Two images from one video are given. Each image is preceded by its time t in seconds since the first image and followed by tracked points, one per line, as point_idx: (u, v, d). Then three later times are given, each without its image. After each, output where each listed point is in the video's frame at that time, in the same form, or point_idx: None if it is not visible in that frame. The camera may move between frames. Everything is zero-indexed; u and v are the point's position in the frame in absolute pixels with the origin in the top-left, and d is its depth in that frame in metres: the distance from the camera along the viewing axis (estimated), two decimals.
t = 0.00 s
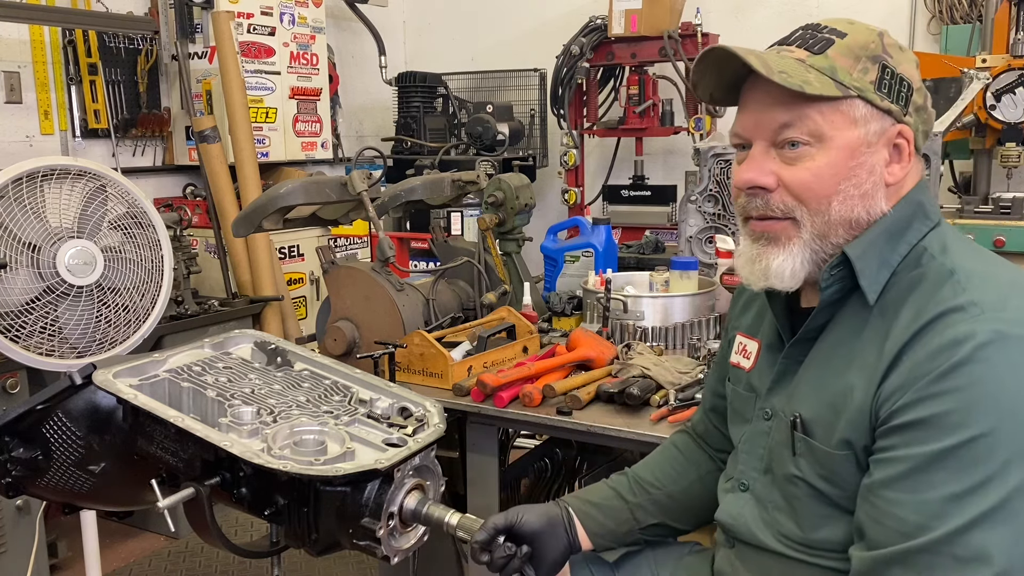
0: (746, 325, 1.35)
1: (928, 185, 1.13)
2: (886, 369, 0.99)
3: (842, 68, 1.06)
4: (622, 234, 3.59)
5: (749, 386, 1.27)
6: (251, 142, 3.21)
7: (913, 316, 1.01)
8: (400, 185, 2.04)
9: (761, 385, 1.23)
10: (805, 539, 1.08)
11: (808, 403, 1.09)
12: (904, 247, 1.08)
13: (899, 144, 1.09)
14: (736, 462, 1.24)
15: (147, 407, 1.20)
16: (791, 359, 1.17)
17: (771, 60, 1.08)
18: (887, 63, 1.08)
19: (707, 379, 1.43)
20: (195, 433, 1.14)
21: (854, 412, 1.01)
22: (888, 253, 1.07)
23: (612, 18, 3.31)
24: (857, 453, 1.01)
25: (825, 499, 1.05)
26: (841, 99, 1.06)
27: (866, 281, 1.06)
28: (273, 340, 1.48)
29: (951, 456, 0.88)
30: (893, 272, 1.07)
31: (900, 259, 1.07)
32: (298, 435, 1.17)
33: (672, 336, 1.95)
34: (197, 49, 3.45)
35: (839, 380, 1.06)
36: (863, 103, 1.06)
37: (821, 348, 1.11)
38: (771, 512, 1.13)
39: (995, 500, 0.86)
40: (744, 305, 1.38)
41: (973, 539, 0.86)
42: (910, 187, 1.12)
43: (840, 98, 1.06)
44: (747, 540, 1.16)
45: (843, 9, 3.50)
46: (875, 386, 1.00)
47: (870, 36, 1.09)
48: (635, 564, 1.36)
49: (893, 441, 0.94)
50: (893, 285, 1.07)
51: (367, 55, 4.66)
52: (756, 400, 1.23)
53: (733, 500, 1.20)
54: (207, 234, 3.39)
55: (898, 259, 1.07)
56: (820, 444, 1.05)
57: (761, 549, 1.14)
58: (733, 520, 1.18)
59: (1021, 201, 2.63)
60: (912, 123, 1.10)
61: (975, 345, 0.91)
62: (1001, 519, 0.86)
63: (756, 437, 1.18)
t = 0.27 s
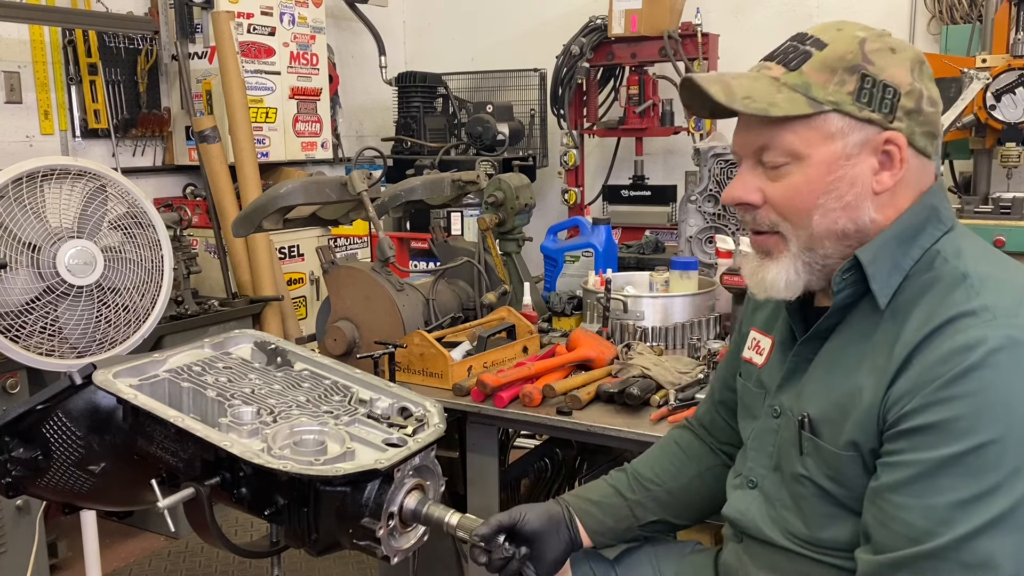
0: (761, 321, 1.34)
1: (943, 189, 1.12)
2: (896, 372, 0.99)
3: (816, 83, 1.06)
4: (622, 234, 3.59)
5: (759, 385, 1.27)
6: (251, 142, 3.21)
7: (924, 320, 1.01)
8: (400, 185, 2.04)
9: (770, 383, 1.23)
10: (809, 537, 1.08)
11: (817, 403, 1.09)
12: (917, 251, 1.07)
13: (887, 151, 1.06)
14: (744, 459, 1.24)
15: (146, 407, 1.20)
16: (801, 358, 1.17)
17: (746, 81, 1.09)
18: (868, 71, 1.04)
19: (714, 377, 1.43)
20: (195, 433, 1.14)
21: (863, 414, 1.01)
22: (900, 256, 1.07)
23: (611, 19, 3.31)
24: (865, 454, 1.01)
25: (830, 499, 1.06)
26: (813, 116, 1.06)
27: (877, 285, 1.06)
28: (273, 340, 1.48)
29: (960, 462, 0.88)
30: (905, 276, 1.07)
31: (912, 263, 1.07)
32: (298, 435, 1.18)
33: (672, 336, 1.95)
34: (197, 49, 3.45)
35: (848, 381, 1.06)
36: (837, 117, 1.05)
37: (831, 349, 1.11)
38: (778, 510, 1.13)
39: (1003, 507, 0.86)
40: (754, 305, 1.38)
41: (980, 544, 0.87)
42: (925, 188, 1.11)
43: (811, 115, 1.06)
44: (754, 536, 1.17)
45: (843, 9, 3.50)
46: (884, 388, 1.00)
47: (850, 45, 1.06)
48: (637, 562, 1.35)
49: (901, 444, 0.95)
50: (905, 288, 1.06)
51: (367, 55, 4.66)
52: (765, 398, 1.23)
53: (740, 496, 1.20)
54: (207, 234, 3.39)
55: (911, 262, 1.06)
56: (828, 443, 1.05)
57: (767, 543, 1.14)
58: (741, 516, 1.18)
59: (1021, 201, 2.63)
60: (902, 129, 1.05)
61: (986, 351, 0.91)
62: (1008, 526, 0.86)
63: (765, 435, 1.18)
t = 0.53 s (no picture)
0: (771, 317, 1.33)
1: (953, 190, 1.11)
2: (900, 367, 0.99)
3: (789, 95, 1.09)
4: (622, 234, 3.59)
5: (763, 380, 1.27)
6: (251, 142, 3.21)
7: (928, 317, 1.00)
8: (401, 185, 2.04)
9: (776, 379, 1.23)
10: (811, 533, 1.08)
11: (821, 398, 1.09)
12: (923, 249, 1.06)
13: (866, 159, 1.07)
14: (748, 455, 1.24)
15: (146, 407, 1.20)
16: (806, 355, 1.17)
17: (725, 100, 1.15)
18: (840, 81, 1.06)
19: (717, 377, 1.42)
20: (195, 433, 1.14)
21: (865, 409, 1.01)
22: (906, 254, 1.06)
23: (611, 19, 3.31)
24: (868, 450, 1.01)
25: (832, 495, 1.06)
26: (786, 128, 1.09)
27: (883, 282, 1.06)
28: (273, 340, 1.48)
29: (960, 458, 0.88)
30: (911, 275, 1.06)
31: (918, 262, 1.06)
32: (298, 434, 1.17)
33: (672, 336, 1.95)
34: (197, 49, 3.45)
35: (852, 377, 1.06)
36: (810, 128, 1.08)
37: (836, 346, 1.11)
38: (782, 506, 1.13)
39: (1002, 502, 0.86)
40: (763, 303, 1.38)
41: (979, 539, 0.86)
42: (926, 190, 1.10)
43: (784, 128, 1.09)
44: (757, 531, 1.17)
45: (843, 9, 3.50)
46: (886, 384, 1.00)
47: (823, 54, 1.07)
48: (637, 561, 1.36)
49: (902, 439, 0.95)
50: (911, 286, 1.06)
51: (367, 55, 4.66)
52: (769, 393, 1.23)
53: (744, 491, 1.20)
54: (207, 234, 3.39)
55: (917, 261, 1.06)
56: (831, 439, 1.05)
57: (769, 538, 1.14)
58: (743, 510, 1.18)
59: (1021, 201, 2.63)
60: (880, 134, 1.05)
61: (988, 347, 0.91)
62: (1006, 523, 0.86)
63: (770, 431, 1.18)
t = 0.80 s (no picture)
0: (773, 317, 1.34)
1: (957, 192, 1.11)
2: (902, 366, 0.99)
3: (778, 100, 1.10)
4: (622, 234, 3.59)
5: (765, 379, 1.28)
6: (251, 142, 3.21)
7: (931, 316, 1.00)
8: (400, 185, 2.04)
9: (777, 377, 1.23)
10: (812, 531, 1.08)
11: (823, 397, 1.09)
12: (926, 250, 1.06)
13: (858, 157, 1.07)
14: (750, 453, 1.24)
15: (146, 407, 1.20)
16: (808, 353, 1.17)
17: (716, 108, 1.17)
18: (826, 82, 1.07)
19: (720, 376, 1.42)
20: (195, 433, 1.14)
21: (867, 408, 1.01)
22: (909, 254, 1.06)
23: (612, 18, 3.31)
24: (870, 448, 1.01)
25: (833, 493, 1.06)
26: (776, 133, 1.10)
27: (886, 281, 1.05)
28: (273, 340, 1.48)
29: (963, 457, 0.88)
30: (914, 275, 1.06)
31: (921, 262, 1.06)
32: (298, 435, 1.18)
33: (671, 336, 1.95)
34: (197, 49, 3.45)
35: (854, 375, 1.06)
36: (800, 130, 1.09)
37: (838, 345, 1.11)
38: (783, 504, 1.13)
39: (1005, 501, 0.86)
40: (766, 303, 1.38)
41: (982, 538, 0.87)
42: (921, 183, 1.10)
43: (774, 132, 1.10)
44: (758, 530, 1.17)
45: (843, 9, 3.50)
46: (889, 382, 1.00)
47: (808, 58, 1.08)
48: (637, 562, 1.36)
49: (904, 438, 0.95)
50: (914, 285, 1.06)
51: (367, 55, 4.66)
52: (770, 392, 1.23)
53: (746, 490, 1.21)
54: (207, 234, 3.39)
55: (920, 261, 1.06)
56: (833, 437, 1.05)
57: (769, 536, 1.15)
58: (744, 510, 1.19)
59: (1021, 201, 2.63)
60: (869, 133, 1.06)
61: (992, 346, 0.91)
62: (1005, 523, 0.86)
63: (772, 428, 1.18)
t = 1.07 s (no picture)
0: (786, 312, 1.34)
1: (962, 194, 1.10)
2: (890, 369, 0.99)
3: (755, 110, 1.12)
4: (622, 234, 3.60)
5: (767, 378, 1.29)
6: (251, 142, 3.21)
7: (919, 318, 1.00)
8: (400, 185, 2.04)
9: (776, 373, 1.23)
10: (804, 532, 1.08)
11: (814, 398, 1.09)
12: (922, 250, 1.06)
13: (831, 163, 1.06)
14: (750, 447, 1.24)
15: (146, 407, 1.20)
16: (803, 350, 1.17)
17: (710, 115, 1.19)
18: (797, 92, 1.08)
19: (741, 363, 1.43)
20: (195, 433, 1.14)
21: (854, 409, 1.01)
22: (903, 254, 1.05)
23: (611, 18, 3.31)
24: (860, 449, 1.01)
25: (824, 493, 1.06)
26: (753, 141, 1.13)
27: (876, 280, 1.05)
28: (273, 340, 1.48)
29: (945, 461, 0.88)
30: (907, 275, 1.06)
31: (916, 262, 1.06)
32: (298, 434, 1.18)
33: (671, 336, 1.95)
34: (197, 49, 3.45)
35: (843, 376, 1.06)
36: (774, 138, 1.11)
37: (831, 345, 1.12)
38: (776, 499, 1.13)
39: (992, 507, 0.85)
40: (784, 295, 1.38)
41: (969, 545, 0.85)
42: (908, 186, 1.08)
43: (759, 136, 1.12)
44: (752, 525, 1.17)
45: (843, 9, 3.50)
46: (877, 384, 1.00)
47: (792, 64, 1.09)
48: (636, 561, 1.36)
49: (891, 442, 0.94)
50: (906, 286, 1.06)
51: (367, 55, 4.66)
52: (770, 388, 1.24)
53: (745, 482, 1.21)
54: (207, 234, 3.39)
55: (913, 262, 1.06)
56: (822, 438, 1.05)
57: (763, 535, 1.15)
58: (742, 502, 1.19)
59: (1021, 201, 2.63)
60: (840, 139, 1.05)
61: (973, 349, 0.90)
62: (991, 529, 0.85)
63: (771, 424, 1.19)
